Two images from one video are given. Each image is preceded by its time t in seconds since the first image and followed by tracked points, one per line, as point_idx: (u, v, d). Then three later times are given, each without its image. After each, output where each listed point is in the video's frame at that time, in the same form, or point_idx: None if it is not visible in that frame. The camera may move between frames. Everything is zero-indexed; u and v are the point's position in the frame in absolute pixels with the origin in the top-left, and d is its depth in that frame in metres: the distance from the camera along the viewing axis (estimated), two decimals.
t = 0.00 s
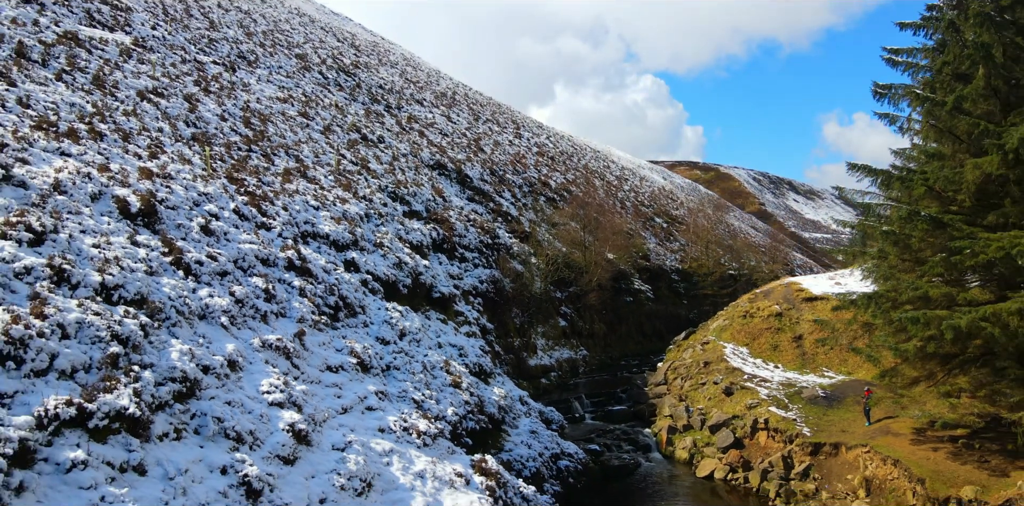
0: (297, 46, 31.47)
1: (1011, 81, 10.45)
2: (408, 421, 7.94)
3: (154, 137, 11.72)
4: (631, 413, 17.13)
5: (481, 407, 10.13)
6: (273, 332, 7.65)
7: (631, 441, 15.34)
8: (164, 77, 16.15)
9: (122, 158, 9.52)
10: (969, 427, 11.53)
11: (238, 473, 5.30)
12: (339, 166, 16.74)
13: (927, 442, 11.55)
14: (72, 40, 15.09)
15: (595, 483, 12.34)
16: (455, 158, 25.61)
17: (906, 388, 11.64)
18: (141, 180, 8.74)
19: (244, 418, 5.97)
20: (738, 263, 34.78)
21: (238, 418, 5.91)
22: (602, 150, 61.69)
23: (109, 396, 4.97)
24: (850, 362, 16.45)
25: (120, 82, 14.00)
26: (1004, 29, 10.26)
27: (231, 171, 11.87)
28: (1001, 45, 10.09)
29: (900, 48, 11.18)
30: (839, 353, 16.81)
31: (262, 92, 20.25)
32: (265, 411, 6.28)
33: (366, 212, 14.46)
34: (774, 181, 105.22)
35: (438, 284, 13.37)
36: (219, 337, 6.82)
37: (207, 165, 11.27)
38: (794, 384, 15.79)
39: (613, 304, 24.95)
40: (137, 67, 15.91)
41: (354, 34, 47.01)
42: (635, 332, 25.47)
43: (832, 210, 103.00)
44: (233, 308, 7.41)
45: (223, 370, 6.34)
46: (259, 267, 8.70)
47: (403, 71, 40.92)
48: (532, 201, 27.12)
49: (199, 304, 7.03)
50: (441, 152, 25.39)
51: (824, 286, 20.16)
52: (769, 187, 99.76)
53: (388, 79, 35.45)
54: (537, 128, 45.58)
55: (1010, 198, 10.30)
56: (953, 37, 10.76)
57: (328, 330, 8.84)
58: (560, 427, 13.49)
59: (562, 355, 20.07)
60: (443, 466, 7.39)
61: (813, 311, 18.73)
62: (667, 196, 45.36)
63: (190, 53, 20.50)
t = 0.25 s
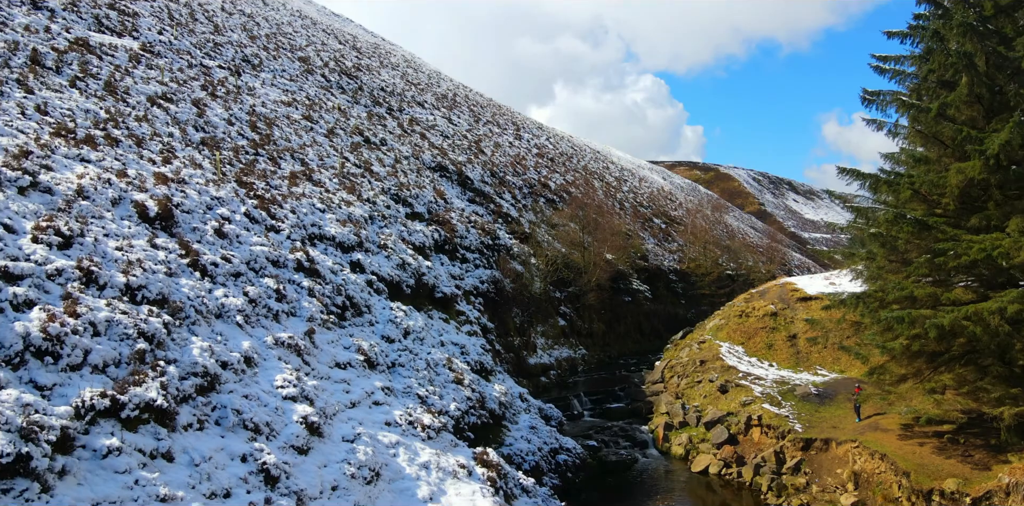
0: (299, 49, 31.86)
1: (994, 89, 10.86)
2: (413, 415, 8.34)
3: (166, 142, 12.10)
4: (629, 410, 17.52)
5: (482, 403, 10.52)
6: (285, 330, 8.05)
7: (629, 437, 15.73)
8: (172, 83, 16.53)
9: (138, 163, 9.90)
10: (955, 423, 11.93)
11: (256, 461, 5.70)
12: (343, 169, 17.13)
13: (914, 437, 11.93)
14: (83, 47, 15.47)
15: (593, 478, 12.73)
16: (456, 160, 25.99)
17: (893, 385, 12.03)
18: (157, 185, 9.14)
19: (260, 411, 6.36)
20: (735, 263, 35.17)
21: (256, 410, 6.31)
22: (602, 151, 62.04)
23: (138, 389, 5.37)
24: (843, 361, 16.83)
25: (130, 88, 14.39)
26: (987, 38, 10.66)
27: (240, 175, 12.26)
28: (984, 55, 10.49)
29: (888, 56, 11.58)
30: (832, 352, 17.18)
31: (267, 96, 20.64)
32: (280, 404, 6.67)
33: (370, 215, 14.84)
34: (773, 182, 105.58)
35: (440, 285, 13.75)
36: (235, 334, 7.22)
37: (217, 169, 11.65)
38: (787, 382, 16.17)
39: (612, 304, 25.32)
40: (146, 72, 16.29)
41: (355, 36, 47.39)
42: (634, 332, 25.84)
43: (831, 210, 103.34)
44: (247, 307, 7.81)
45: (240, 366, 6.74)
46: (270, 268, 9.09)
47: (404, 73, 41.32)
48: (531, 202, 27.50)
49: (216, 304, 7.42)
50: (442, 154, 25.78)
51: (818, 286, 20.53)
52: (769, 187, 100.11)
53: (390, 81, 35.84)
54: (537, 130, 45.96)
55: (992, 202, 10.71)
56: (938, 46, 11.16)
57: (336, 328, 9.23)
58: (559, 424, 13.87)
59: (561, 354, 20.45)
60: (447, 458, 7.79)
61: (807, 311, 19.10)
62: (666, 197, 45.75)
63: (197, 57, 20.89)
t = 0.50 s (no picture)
0: (302, 52, 32.24)
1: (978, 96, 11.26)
2: (418, 409, 8.73)
3: (177, 147, 12.50)
4: (626, 408, 17.91)
5: (483, 399, 10.91)
6: (295, 329, 8.45)
7: (626, 434, 16.12)
8: (180, 88, 16.92)
9: (152, 168, 10.29)
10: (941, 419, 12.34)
11: (273, 450, 6.11)
12: (347, 172, 17.52)
13: (902, 433, 12.32)
14: (94, 53, 15.87)
15: (591, 472, 13.12)
16: (457, 162, 26.38)
17: (881, 382, 12.43)
18: (172, 190, 9.53)
19: (275, 403, 6.77)
20: (733, 263, 35.54)
21: (271, 403, 6.71)
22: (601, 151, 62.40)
23: (164, 383, 5.78)
24: (836, 360, 17.18)
25: (141, 93, 14.78)
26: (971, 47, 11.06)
27: (249, 178, 12.64)
28: (968, 63, 10.89)
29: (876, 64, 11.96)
30: (825, 351, 17.54)
31: (271, 100, 21.02)
32: (293, 398, 7.08)
33: (374, 217, 15.23)
34: (773, 182, 105.91)
35: (442, 285, 14.14)
36: (249, 332, 7.62)
37: (227, 174, 12.05)
38: (781, 380, 16.54)
39: (611, 303, 25.69)
40: (155, 78, 16.68)
41: (357, 38, 47.77)
42: (632, 331, 26.19)
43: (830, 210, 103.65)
44: (261, 306, 8.22)
45: (255, 362, 7.14)
46: (281, 269, 9.49)
47: (405, 75, 41.71)
48: (531, 204, 27.89)
49: (232, 303, 7.83)
50: (443, 156, 26.16)
51: (813, 286, 20.88)
52: (768, 187, 100.43)
53: (392, 83, 36.21)
54: (537, 131, 46.34)
55: (976, 205, 11.10)
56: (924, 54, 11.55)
57: (344, 327, 9.63)
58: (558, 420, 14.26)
59: (561, 353, 20.82)
60: (451, 449, 8.19)
61: (802, 310, 19.46)
62: (664, 198, 46.16)
63: (203, 62, 21.28)
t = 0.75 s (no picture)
0: (305, 54, 32.64)
1: (961, 104, 11.70)
2: (422, 404, 9.13)
3: (188, 151, 12.89)
4: (624, 405, 18.32)
5: (485, 395, 11.31)
6: (306, 327, 8.86)
7: (624, 430, 16.53)
8: (188, 92, 17.33)
9: (166, 173, 10.70)
10: (927, 415, 12.74)
11: (288, 440, 6.51)
12: (351, 175, 17.92)
13: (890, 428, 12.70)
14: (105, 59, 16.27)
15: (589, 467, 13.52)
16: (458, 164, 26.77)
17: (870, 379, 12.81)
18: (186, 195, 9.94)
19: (289, 397, 7.18)
20: (731, 263, 35.93)
21: (285, 397, 7.12)
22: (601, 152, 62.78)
23: (187, 377, 6.19)
24: (830, 358, 17.53)
25: (151, 98, 15.18)
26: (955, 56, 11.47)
27: (257, 182, 13.05)
28: (952, 72, 11.30)
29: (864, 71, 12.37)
30: (819, 350, 17.89)
31: (276, 103, 21.43)
32: (305, 392, 7.49)
33: (378, 219, 15.64)
34: (772, 182, 106.23)
35: (445, 285, 14.55)
36: (263, 330, 8.03)
37: (237, 178, 12.45)
38: (775, 378, 16.91)
39: (610, 303, 26.07)
40: (164, 82, 17.08)
41: (358, 40, 48.15)
42: (631, 330, 26.57)
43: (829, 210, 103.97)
44: (273, 306, 8.63)
45: (270, 358, 7.55)
46: (291, 270, 9.90)
47: (407, 77, 42.11)
48: (531, 205, 28.29)
49: (246, 302, 8.24)
50: (444, 158, 26.55)
51: (808, 285, 21.24)
52: (768, 187, 100.79)
53: (393, 86, 36.62)
54: (537, 132, 46.74)
55: (960, 208, 11.49)
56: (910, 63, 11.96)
57: (351, 325, 10.03)
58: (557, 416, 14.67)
59: (560, 352, 21.22)
60: (454, 442, 8.60)
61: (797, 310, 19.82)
62: (663, 199, 46.55)
63: (209, 66, 21.68)
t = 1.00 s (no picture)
0: (308, 57, 33.03)
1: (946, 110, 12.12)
2: (426, 399, 9.54)
3: (198, 155, 13.30)
4: (622, 403, 18.72)
5: (486, 392, 11.71)
6: (315, 326, 9.26)
7: (621, 427, 16.93)
8: (196, 97, 17.74)
9: (179, 177, 11.11)
10: (916, 411, 13.13)
11: (301, 431, 6.92)
12: (354, 178, 18.32)
13: (880, 424, 13.08)
14: (115, 64, 16.68)
15: (587, 462, 13.92)
16: (459, 166, 27.17)
17: (860, 376, 13.20)
18: (199, 199, 10.35)
19: (301, 391, 7.59)
20: (729, 264, 36.32)
21: (298, 391, 7.53)
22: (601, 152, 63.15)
23: (207, 372, 6.60)
24: (823, 356, 17.86)
25: (161, 103, 15.59)
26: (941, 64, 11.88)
27: (265, 185, 13.45)
28: (938, 79, 11.69)
29: (854, 78, 12.76)
30: (813, 348, 18.23)
31: (281, 107, 21.84)
32: (316, 387, 7.90)
33: (382, 220, 16.04)
34: (772, 182, 106.54)
35: (447, 285, 14.95)
36: (275, 328, 8.44)
37: (246, 181, 12.86)
38: (769, 376, 17.28)
39: (608, 303, 26.45)
40: (172, 87, 17.49)
41: (360, 42, 48.56)
42: (630, 330, 26.93)
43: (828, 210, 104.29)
44: (284, 305, 9.04)
45: (282, 355, 7.96)
46: (300, 271, 10.30)
47: (408, 79, 42.51)
48: (531, 206, 28.68)
49: (259, 302, 8.65)
50: (446, 160, 26.95)
51: (803, 285, 21.59)
52: (768, 187, 101.12)
53: (395, 88, 37.03)
54: (537, 133, 47.13)
55: (946, 211, 11.87)
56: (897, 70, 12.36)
57: (358, 324, 10.44)
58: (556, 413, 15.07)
59: (560, 351, 21.57)
60: (457, 436, 9.00)
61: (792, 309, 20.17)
62: (662, 199, 46.92)
63: (214, 70, 22.08)
